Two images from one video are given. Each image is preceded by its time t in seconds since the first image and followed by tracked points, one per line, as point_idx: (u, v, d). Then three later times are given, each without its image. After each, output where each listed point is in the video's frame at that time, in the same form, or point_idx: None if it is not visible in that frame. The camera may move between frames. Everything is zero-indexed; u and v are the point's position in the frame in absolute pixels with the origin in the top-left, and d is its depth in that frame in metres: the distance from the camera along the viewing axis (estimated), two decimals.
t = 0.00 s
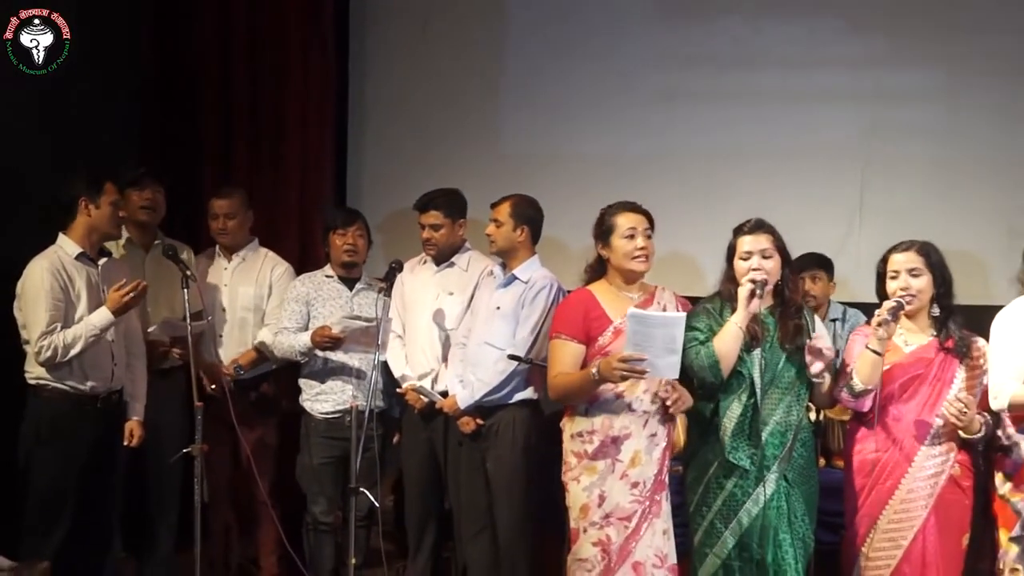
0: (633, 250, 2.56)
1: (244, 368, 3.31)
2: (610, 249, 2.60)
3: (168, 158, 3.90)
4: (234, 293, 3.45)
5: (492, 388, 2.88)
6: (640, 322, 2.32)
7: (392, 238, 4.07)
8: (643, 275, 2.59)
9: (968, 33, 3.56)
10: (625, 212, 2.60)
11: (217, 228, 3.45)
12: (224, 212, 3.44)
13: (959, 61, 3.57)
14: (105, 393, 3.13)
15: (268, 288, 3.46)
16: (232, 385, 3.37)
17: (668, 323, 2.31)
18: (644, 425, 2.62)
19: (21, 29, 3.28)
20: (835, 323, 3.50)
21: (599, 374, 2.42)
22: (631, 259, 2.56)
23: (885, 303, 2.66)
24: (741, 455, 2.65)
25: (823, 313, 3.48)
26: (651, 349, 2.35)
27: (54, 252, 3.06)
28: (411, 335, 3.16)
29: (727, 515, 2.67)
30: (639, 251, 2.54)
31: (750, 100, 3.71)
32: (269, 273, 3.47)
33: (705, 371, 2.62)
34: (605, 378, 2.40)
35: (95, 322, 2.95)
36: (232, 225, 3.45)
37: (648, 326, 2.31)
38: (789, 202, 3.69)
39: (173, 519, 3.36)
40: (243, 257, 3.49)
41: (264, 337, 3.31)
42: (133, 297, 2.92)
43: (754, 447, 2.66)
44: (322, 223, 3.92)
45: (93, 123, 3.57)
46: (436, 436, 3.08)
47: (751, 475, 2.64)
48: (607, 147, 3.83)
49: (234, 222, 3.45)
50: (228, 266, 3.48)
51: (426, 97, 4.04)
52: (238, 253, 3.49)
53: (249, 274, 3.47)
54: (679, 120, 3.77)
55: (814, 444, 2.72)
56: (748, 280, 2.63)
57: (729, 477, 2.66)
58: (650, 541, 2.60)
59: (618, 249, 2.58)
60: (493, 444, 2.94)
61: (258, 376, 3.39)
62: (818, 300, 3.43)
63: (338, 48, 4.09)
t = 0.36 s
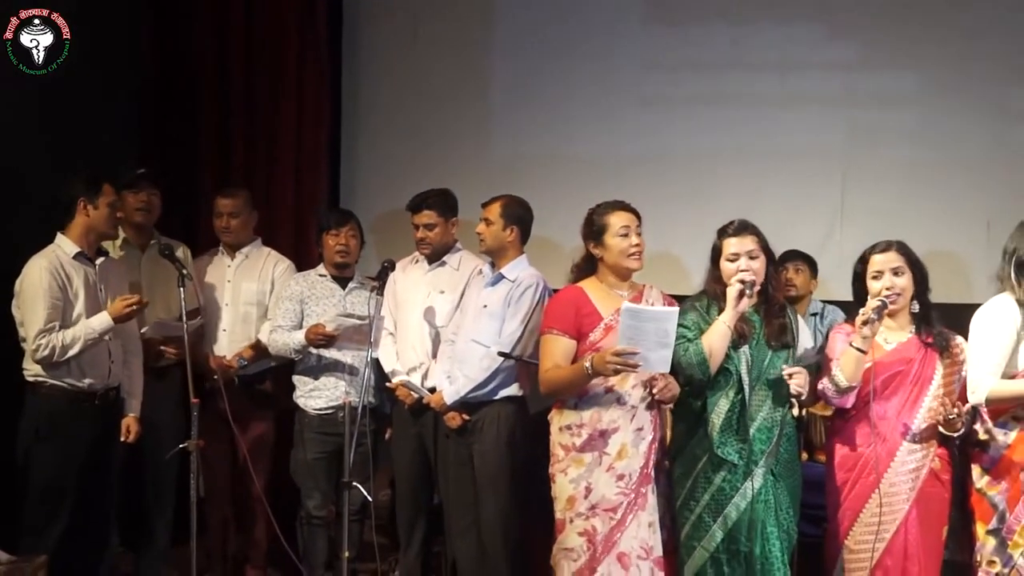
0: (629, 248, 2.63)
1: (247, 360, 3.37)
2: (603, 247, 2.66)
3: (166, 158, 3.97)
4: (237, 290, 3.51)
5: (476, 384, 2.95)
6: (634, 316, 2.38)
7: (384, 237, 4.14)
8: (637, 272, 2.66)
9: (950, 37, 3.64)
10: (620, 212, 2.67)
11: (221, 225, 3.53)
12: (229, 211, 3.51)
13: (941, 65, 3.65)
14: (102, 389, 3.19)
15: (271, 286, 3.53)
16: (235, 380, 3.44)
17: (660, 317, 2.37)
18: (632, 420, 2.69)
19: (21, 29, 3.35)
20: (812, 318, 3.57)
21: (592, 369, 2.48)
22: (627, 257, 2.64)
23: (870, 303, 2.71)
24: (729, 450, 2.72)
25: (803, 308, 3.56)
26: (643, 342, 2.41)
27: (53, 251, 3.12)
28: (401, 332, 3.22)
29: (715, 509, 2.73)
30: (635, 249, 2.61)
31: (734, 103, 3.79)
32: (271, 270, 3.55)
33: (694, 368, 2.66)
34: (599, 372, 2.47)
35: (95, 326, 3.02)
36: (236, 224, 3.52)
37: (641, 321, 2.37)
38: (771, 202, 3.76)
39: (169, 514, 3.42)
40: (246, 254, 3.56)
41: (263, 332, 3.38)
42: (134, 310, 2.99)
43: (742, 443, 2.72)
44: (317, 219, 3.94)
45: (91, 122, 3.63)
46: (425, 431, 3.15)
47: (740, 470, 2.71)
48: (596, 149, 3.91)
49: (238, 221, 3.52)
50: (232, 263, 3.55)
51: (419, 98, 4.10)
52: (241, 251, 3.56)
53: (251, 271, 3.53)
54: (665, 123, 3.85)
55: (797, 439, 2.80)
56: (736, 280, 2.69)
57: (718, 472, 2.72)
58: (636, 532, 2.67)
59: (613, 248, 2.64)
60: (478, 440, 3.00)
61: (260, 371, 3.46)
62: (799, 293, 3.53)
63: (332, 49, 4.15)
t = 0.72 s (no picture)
0: (634, 252, 2.66)
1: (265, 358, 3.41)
2: (607, 250, 2.68)
3: (166, 161, 4.03)
4: (245, 291, 3.54)
5: (476, 383, 2.97)
6: (648, 317, 2.41)
7: (383, 237, 4.17)
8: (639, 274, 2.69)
9: (944, 38, 3.68)
10: (624, 215, 2.69)
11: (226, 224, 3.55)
12: (235, 210, 3.54)
13: (935, 66, 3.69)
14: (102, 388, 3.21)
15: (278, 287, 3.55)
16: (245, 380, 3.47)
17: (674, 318, 2.41)
18: (634, 419, 2.72)
19: (21, 29, 3.34)
20: (807, 312, 3.61)
21: (603, 370, 2.50)
22: (632, 260, 2.67)
23: (865, 302, 2.72)
24: (730, 450, 2.74)
25: (797, 304, 3.60)
26: (655, 344, 2.45)
27: (53, 251, 3.14)
28: (399, 332, 3.25)
29: (716, 508, 2.75)
30: (639, 253, 2.64)
31: (730, 104, 3.82)
32: (280, 271, 3.57)
33: (696, 368, 2.69)
34: (610, 373, 2.49)
35: (97, 331, 3.07)
36: (242, 223, 3.54)
37: (656, 322, 2.41)
38: (766, 202, 3.80)
39: (170, 513, 3.44)
40: (253, 256, 3.58)
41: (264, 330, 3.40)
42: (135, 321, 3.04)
43: (743, 442, 2.74)
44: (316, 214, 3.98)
45: (91, 122, 3.65)
46: (423, 431, 3.17)
47: (741, 469, 2.73)
48: (593, 149, 3.93)
49: (244, 221, 3.55)
50: (238, 264, 3.57)
51: (417, 98, 4.13)
52: (248, 251, 3.58)
53: (259, 273, 3.55)
54: (662, 124, 3.88)
55: (794, 438, 2.83)
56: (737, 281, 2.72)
57: (719, 471, 2.74)
58: (637, 530, 2.70)
59: (618, 251, 2.66)
60: (481, 437, 3.02)
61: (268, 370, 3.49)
62: (792, 289, 3.55)
63: (329, 49, 4.16)
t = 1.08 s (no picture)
0: (641, 248, 2.66)
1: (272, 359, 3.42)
2: (615, 249, 2.68)
3: (172, 164, 4.05)
4: (253, 294, 3.54)
5: (489, 383, 2.97)
6: (664, 319, 2.41)
7: (390, 237, 4.17)
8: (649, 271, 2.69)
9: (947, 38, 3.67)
10: (629, 214, 2.69)
11: (237, 228, 3.56)
12: (246, 215, 3.54)
13: (938, 67, 3.68)
14: (111, 388, 3.23)
15: (285, 291, 3.55)
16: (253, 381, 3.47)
17: (688, 320, 2.41)
18: (644, 420, 2.72)
19: (21, 29, 3.30)
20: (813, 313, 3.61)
21: (615, 371, 2.50)
22: (640, 257, 2.66)
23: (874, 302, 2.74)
24: (738, 451, 2.73)
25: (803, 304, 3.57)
26: (670, 346, 2.45)
27: (62, 252, 3.15)
28: (408, 332, 3.25)
29: (723, 508, 2.74)
30: (647, 248, 2.64)
31: (736, 104, 3.81)
32: (287, 276, 3.57)
33: (705, 368, 2.67)
34: (623, 374, 2.50)
35: (106, 339, 3.09)
36: (253, 228, 3.55)
37: (672, 324, 2.41)
38: (773, 201, 3.79)
39: (178, 513, 3.45)
40: (261, 259, 3.59)
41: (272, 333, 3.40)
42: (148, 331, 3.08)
43: (751, 443, 2.74)
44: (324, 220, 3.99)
45: (90, 123, 3.63)
46: (431, 430, 3.18)
47: (749, 470, 2.73)
48: (599, 150, 3.93)
49: (255, 226, 3.55)
50: (245, 266, 3.57)
51: (421, 99, 4.13)
52: (257, 253, 3.58)
53: (266, 276, 3.56)
54: (668, 124, 3.87)
55: (803, 439, 2.83)
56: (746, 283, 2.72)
57: (727, 472, 2.74)
58: (647, 530, 2.70)
59: (626, 249, 2.66)
60: (490, 438, 3.02)
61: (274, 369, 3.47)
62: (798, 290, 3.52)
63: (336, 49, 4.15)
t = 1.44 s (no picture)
0: (634, 248, 2.69)
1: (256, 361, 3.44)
2: (609, 249, 2.71)
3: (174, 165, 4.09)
4: (244, 294, 3.59)
5: (485, 382, 3.01)
6: (638, 321, 2.45)
7: (387, 237, 4.21)
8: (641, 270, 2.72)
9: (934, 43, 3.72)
10: (620, 215, 2.73)
11: (232, 228, 3.60)
12: (242, 215, 3.58)
13: (926, 71, 3.73)
14: (111, 386, 3.27)
15: (276, 290, 3.60)
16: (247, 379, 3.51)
17: (665, 323, 2.44)
18: (631, 419, 2.76)
19: (21, 29, 3.34)
20: (805, 315, 3.65)
21: (595, 370, 2.56)
22: (633, 257, 2.70)
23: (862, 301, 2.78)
24: (722, 447, 2.79)
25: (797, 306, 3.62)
26: (646, 346, 2.49)
27: (63, 252, 3.20)
28: (404, 331, 3.30)
29: (709, 504, 2.80)
30: (640, 248, 2.68)
31: (730, 107, 3.86)
32: (277, 273, 3.61)
33: (691, 366, 2.73)
34: (601, 373, 2.55)
35: (104, 335, 3.12)
36: (248, 228, 3.60)
37: (645, 326, 2.44)
38: (765, 199, 3.84)
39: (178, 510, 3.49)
40: (254, 258, 3.64)
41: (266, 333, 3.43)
42: (146, 325, 3.11)
43: (735, 440, 2.79)
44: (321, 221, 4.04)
45: (90, 123, 3.67)
46: (428, 428, 3.23)
47: (733, 467, 2.78)
48: (595, 150, 3.98)
49: (250, 226, 3.60)
50: (238, 266, 3.62)
51: (417, 101, 4.18)
52: (250, 253, 3.63)
53: (258, 275, 3.60)
54: (665, 126, 3.92)
55: (791, 437, 2.87)
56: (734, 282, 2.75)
57: (712, 468, 2.79)
58: (635, 527, 2.75)
59: (620, 249, 2.70)
60: (486, 435, 3.07)
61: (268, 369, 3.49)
62: (792, 292, 3.59)
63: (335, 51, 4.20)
